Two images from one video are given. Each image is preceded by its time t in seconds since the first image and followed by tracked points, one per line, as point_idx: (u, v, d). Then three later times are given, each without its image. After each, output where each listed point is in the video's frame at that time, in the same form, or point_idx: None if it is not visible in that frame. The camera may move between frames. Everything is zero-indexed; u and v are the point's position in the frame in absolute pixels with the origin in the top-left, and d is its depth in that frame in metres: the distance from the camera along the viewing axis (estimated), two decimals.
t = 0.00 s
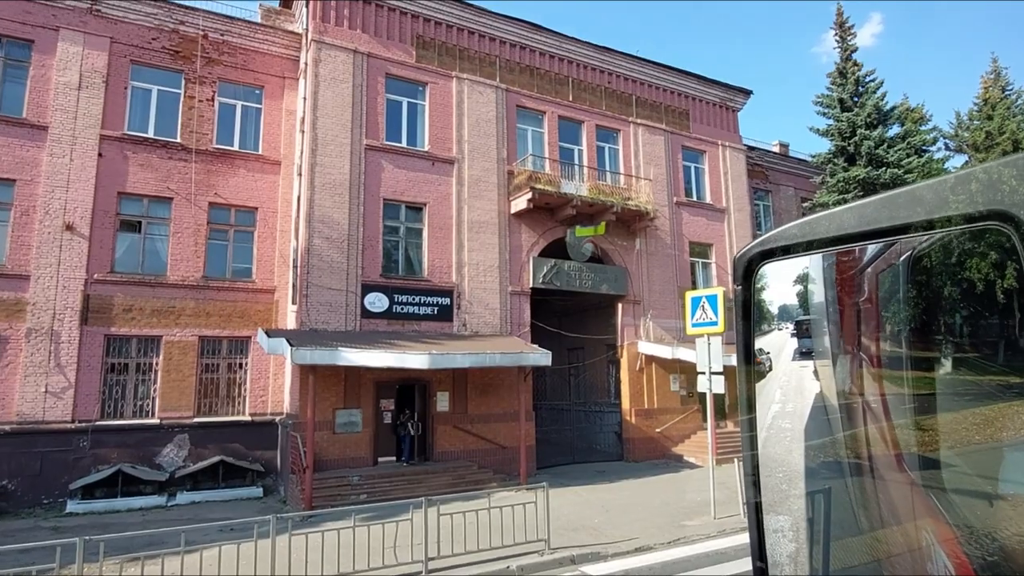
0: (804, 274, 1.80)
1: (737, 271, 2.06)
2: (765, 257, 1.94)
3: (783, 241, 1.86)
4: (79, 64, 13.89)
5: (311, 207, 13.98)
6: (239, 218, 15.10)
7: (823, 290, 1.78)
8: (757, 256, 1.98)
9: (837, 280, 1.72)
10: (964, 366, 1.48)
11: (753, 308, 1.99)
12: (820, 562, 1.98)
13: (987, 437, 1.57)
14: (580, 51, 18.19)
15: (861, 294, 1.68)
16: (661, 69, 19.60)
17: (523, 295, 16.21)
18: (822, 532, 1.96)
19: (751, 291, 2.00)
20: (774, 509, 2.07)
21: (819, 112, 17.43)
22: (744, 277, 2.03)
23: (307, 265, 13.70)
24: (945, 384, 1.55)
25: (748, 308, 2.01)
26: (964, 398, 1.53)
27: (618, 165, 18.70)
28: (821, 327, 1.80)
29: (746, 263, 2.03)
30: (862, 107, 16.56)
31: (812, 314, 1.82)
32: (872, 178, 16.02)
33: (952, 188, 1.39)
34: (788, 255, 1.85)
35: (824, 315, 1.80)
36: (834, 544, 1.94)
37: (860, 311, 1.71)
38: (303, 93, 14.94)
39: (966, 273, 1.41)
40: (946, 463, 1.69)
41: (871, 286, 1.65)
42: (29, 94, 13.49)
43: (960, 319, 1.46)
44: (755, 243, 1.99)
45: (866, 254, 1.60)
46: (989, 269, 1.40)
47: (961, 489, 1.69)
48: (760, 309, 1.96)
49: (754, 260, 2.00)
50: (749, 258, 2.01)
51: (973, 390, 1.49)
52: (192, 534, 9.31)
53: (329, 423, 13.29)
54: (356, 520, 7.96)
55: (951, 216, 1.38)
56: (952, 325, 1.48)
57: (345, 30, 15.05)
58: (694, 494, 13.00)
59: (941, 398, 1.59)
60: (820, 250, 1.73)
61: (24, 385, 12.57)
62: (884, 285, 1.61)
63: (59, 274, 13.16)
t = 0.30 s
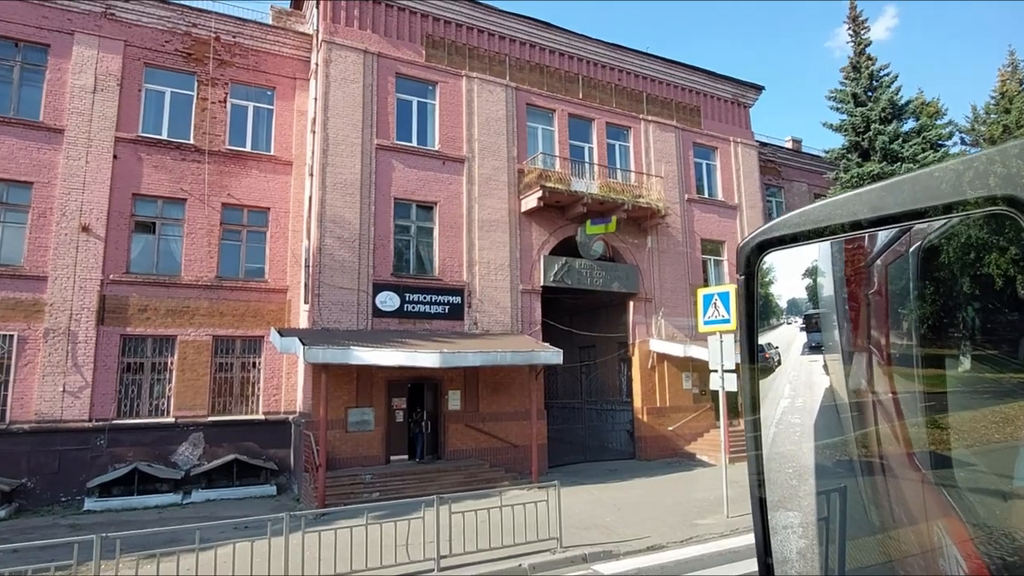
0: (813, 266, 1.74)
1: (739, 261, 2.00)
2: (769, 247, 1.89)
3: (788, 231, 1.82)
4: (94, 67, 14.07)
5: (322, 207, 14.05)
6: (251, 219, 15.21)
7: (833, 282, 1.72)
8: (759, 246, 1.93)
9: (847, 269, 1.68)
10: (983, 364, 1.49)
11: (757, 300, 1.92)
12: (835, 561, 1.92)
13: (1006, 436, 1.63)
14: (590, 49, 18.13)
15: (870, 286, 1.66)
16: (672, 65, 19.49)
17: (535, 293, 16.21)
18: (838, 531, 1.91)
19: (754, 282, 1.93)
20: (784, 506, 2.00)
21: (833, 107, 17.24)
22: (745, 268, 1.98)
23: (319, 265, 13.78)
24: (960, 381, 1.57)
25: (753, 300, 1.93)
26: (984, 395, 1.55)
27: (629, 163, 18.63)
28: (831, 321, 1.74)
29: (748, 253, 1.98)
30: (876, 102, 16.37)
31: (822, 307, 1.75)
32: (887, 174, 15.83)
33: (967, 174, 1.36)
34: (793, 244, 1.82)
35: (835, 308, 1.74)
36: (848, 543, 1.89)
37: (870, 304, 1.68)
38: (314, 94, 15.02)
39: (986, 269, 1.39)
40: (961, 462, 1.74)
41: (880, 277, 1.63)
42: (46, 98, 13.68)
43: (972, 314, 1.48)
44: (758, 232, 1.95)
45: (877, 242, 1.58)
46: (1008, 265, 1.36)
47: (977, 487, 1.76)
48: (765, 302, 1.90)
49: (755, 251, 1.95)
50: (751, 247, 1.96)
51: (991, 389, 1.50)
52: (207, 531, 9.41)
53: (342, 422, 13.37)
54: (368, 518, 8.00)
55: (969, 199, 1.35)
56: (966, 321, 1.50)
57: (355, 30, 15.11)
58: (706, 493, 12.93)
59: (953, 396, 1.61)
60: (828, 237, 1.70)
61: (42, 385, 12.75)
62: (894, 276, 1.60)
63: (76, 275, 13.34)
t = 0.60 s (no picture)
0: (818, 259, 1.74)
1: (740, 253, 2.04)
2: (769, 238, 1.90)
3: (790, 221, 1.82)
4: (104, 68, 14.18)
5: (330, 205, 14.10)
6: (260, 217, 15.28)
7: (838, 275, 1.72)
8: (759, 237, 1.95)
9: (852, 259, 1.66)
10: (997, 358, 1.40)
11: (760, 294, 1.94)
12: (846, 555, 1.99)
13: None
14: (597, 44, 18.06)
15: (876, 278, 1.63)
16: (679, 59, 19.38)
17: (543, 290, 16.20)
18: (848, 527, 1.95)
19: (757, 274, 1.97)
20: (790, 500, 2.07)
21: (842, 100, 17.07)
22: (748, 260, 2.01)
23: (327, 263, 13.84)
24: (971, 374, 1.49)
25: (757, 294, 1.96)
26: (994, 390, 1.47)
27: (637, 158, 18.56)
28: (836, 314, 1.76)
29: (750, 246, 2.00)
30: (887, 94, 16.20)
31: (827, 301, 1.77)
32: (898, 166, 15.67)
33: (982, 163, 1.30)
34: (796, 235, 1.81)
35: (839, 301, 1.75)
36: (858, 537, 1.94)
37: (874, 294, 1.66)
38: (321, 92, 15.05)
39: (1000, 262, 1.33)
40: (970, 457, 1.63)
41: (885, 267, 1.60)
42: (56, 99, 13.81)
43: (980, 305, 1.41)
44: (760, 222, 1.95)
45: (882, 232, 1.56)
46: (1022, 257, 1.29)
47: (986, 481, 1.61)
48: (768, 295, 1.91)
49: (756, 243, 1.97)
50: (752, 239, 1.99)
51: (1005, 382, 1.42)
52: (218, 528, 9.49)
53: (351, 419, 13.43)
54: (377, 514, 8.03)
55: (983, 185, 1.29)
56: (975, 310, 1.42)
57: (362, 28, 15.13)
58: (716, 489, 12.90)
59: (961, 391, 1.54)
60: (831, 226, 1.69)
61: (56, 383, 12.90)
62: (899, 267, 1.56)
63: (88, 275, 13.48)
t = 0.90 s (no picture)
0: (821, 252, 1.70)
1: (740, 249, 2.01)
2: (769, 231, 1.87)
3: (789, 215, 1.80)
4: (107, 64, 14.19)
5: (334, 200, 14.11)
6: (264, 212, 15.30)
7: (841, 268, 1.70)
8: (758, 231, 1.93)
9: (853, 253, 1.65)
10: (1001, 350, 1.47)
11: (760, 287, 1.90)
12: (851, 547, 1.92)
13: None
14: (600, 36, 17.97)
15: (879, 271, 1.63)
16: (683, 51, 19.27)
17: (547, 283, 16.20)
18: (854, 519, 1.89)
19: (759, 267, 1.92)
20: (792, 493, 2.00)
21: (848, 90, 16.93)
22: (748, 254, 1.98)
23: (331, 257, 13.86)
24: (976, 365, 1.54)
25: (759, 287, 1.90)
26: (1001, 380, 1.52)
27: (641, 150, 18.49)
28: (839, 307, 1.70)
29: (750, 240, 1.97)
30: (892, 84, 16.09)
31: (830, 294, 1.72)
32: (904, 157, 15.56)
33: (989, 155, 1.28)
34: (797, 228, 1.77)
35: (843, 294, 1.71)
36: (863, 531, 1.88)
37: (877, 287, 1.66)
38: (324, 86, 15.03)
39: (1007, 254, 1.37)
40: (973, 448, 1.69)
41: (888, 260, 1.60)
42: (59, 95, 13.83)
43: (984, 297, 1.47)
44: (761, 216, 1.93)
45: (886, 224, 1.53)
46: None
47: (984, 472, 1.71)
48: (769, 288, 1.86)
49: (757, 236, 1.94)
50: (752, 233, 1.96)
51: (1010, 373, 1.48)
52: (225, 521, 9.56)
53: (356, 412, 13.48)
54: (383, 508, 8.06)
55: (991, 176, 1.27)
56: (976, 303, 1.49)
57: (364, 22, 15.10)
58: (721, 481, 12.91)
59: (965, 383, 1.60)
60: (835, 219, 1.66)
61: (63, 378, 12.99)
62: (901, 260, 1.58)
63: (94, 270, 13.54)
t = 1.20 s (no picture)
0: (826, 247, 1.72)
1: (744, 246, 2.06)
2: (775, 227, 1.91)
3: (793, 211, 1.84)
4: (113, 62, 14.24)
5: (340, 196, 14.13)
6: (271, 209, 15.34)
7: (846, 262, 1.69)
8: (763, 229, 1.97)
9: (859, 247, 1.65)
10: (1012, 345, 1.40)
11: (764, 283, 1.96)
12: (858, 542, 1.89)
13: None
14: (605, 30, 17.90)
15: (883, 265, 1.60)
16: (689, 44, 19.17)
17: (553, 279, 16.18)
18: (861, 514, 1.88)
19: (763, 264, 1.98)
20: (797, 488, 2.02)
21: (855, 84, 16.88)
22: (752, 250, 2.03)
23: (337, 254, 13.89)
24: (984, 359, 1.48)
25: (765, 283, 1.95)
26: (1009, 376, 1.45)
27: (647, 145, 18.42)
28: (844, 303, 1.71)
29: (753, 237, 2.03)
30: (901, 77, 15.96)
31: (835, 289, 1.73)
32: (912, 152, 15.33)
33: (1003, 146, 1.27)
34: (802, 224, 1.80)
35: (847, 290, 1.71)
36: (871, 526, 1.87)
37: (882, 282, 1.63)
38: (330, 83, 15.03)
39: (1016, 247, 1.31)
40: (979, 444, 1.63)
41: (892, 256, 1.58)
42: (66, 94, 13.90)
43: (988, 292, 1.41)
44: (767, 212, 1.95)
45: (891, 219, 1.53)
46: None
47: (988, 466, 1.63)
48: (773, 284, 1.92)
49: (761, 234, 1.99)
50: (756, 230, 2.01)
51: (1016, 369, 1.42)
52: (234, 516, 9.63)
53: (363, 408, 13.53)
54: (390, 503, 8.09)
55: (1002, 173, 1.26)
56: (979, 297, 1.44)
57: (369, 18, 15.08)
58: (728, 477, 12.90)
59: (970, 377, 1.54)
60: (841, 215, 1.66)
61: (73, 375, 13.10)
62: (905, 255, 1.55)
63: (102, 268, 13.62)
